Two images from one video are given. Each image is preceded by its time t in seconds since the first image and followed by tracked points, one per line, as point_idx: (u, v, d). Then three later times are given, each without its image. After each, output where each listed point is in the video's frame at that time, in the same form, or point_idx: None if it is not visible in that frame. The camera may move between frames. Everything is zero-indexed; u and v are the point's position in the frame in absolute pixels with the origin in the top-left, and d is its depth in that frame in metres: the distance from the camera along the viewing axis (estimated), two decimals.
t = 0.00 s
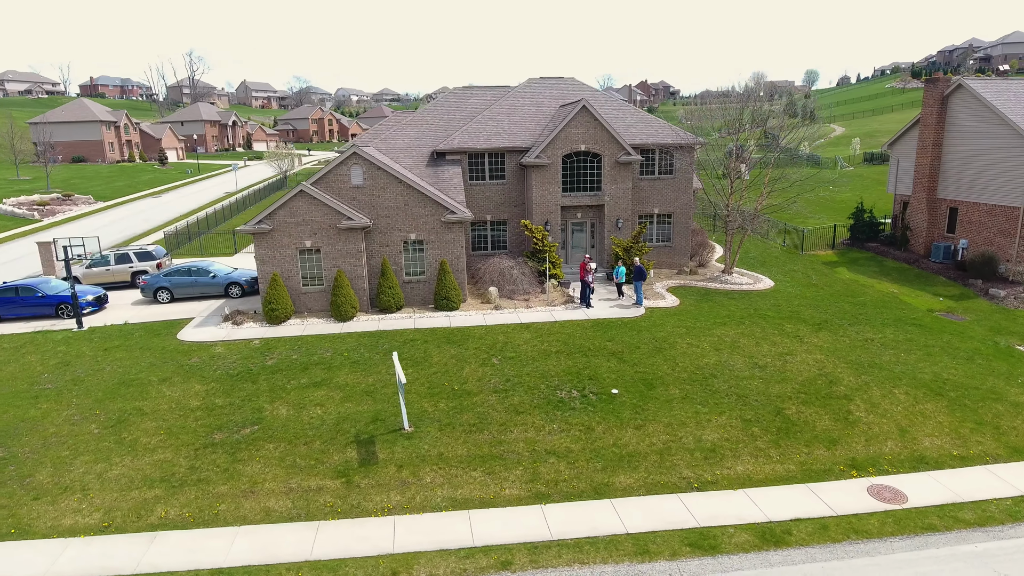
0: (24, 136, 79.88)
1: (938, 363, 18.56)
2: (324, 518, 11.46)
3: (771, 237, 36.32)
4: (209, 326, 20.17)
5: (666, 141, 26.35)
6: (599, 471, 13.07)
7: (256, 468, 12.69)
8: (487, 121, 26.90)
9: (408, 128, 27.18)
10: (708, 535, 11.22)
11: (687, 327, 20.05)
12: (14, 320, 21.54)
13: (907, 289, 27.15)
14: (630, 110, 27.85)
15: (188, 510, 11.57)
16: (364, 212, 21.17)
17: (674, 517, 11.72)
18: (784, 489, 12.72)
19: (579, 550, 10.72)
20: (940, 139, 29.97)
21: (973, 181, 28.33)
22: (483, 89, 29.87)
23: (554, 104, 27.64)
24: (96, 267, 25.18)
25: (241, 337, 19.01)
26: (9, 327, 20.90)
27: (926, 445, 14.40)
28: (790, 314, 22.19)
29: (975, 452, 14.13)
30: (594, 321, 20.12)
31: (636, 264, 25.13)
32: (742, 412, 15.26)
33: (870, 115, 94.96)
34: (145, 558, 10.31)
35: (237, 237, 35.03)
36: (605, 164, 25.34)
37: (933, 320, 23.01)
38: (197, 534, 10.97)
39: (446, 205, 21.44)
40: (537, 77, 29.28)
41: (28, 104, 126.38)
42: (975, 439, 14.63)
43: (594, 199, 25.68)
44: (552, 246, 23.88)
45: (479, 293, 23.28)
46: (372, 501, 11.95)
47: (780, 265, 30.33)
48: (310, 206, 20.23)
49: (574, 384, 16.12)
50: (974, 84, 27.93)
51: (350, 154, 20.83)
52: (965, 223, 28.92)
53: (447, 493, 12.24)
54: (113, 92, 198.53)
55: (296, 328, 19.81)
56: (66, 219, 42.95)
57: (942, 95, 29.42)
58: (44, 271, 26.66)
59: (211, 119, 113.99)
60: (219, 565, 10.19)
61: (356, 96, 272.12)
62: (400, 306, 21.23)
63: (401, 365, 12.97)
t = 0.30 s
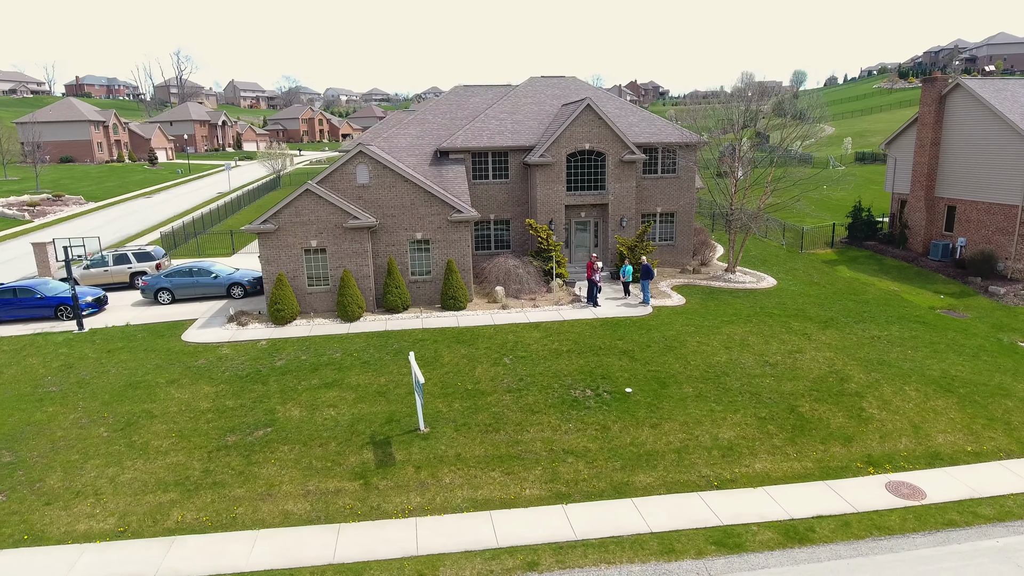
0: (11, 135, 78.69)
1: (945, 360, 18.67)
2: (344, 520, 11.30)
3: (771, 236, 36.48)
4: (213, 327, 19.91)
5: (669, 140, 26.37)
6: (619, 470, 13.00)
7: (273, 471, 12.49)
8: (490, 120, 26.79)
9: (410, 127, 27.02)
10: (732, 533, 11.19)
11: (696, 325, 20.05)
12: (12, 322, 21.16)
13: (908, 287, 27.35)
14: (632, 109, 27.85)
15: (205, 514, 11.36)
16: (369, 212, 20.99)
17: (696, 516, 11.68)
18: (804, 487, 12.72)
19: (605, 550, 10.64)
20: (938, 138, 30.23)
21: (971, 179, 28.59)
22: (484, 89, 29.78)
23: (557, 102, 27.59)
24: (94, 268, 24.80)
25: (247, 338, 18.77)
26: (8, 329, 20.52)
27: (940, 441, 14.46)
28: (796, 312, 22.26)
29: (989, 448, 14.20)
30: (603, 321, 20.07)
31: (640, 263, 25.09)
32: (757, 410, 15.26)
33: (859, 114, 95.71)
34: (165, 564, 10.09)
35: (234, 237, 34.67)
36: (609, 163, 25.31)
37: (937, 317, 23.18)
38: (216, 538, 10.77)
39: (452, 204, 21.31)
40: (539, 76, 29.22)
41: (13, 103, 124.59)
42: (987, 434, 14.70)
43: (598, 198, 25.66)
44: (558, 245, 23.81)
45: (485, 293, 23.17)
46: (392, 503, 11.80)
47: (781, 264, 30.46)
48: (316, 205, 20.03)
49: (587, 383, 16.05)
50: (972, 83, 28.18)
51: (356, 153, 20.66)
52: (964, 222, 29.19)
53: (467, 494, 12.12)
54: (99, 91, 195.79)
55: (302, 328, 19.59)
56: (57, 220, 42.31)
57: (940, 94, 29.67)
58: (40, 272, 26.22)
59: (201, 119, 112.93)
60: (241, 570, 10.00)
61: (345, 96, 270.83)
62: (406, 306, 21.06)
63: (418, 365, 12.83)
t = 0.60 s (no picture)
0: None
1: (949, 357, 18.83)
2: (362, 523, 11.14)
3: (767, 234, 36.69)
4: (215, 328, 19.62)
5: (669, 138, 26.42)
6: (635, 469, 12.95)
7: (287, 473, 12.30)
8: (491, 119, 26.68)
9: (410, 126, 26.85)
10: (754, 531, 11.17)
11: (702, 324, 20.08)
12: (6, 325, 20.72)
13: (905, 284, 27.61)
14: (632, 107, 27.86)
15: (220, 518, 11.16)
16: (373, 211, 20.81)
17: (716, 514, 11.65)
18: (820, 484, 12.75)
19: (628, 550, 10.58)
20: (932, 137, 30.55)
21: (966, 178, 28.91)
22: (483, 87, 29.67)
23: (557, 101, 27.53)
24: (89, 269, 24.35)
25: (250, 340, 18.50)
26: (2, 332, 20.07)
27: (950, 436, 14.56)
28: (799, 310, 22.37)
29: (999, 442, 14.32)
30: (609, 319, 20.03)
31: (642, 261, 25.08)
32: (768, 407, 15.29)
33: (846, 114, 96.67)
34: (182, 570, 9.87)
35: (229, 238, 34.24)
36: (610, 162, 25.29)
37: (936, 314, 23.40)
38: (234, 543, 10.56)
39: (456, 203, 21.18)
40: (538, 75, 29.17)
41: None
42: (996, 429, 14.83)
43: (600, 197, 25.63)
44: (561, 245, 23.74)
45: (489, 292, 23.09)
46: (411, 504, 11.66)
47: (779, 262, 30.63)
48: (319, 204, 19.81)
49: (598, 382, 15.99)
50: (966, 82, 28.50)
51: (359, 152, 20.48)
52: (958, 220, 29.53)
53: (485, 495, 12.01)
54: (82, 90, 192.77)
55: (306, 329, 19.36)
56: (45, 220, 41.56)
57: (934, 94, 29.98)
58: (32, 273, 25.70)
59: (187, 119, 111.68)
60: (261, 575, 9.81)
61: (332, 96, 269.27)
62: (411, 306, 20.90)
63: (432, 365, 12.71)
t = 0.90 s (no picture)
0: None
1: (952, 353, 19.01)
2: (382, 525, 10.99)
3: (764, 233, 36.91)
4: (217, 330, 19.33)
5: (669, 138, 26.48)
6: (652, 468, 12.91)
7: (302, 476, 12.12)
8: (491, 118, 26.56)
9: (410, 124, 26.67)
10: (776, 528, 11.18)
11: (708, 322, 20.12)
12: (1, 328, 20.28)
13: (903, 282, 27.87)
14: (632, 107, 27.90)
15: (237, 522, 10.95)
16: (377, 210, 20.63)
17: (737, 511, 11.64)
18: (836, 480, 12.79)
19: (652, 549, 10.53)
20: (927, 136, 30.90)
21: (961, 176, 29.24)
22: (482, 86, 29.58)
23: (557, 100, 27.50)
24: (84, 270, 23.92)
25: (254, 341, 18.24)
26: None
27: (959, 432, 14.68)
28: (801, 308, 22.49)
29: (1008, 437, 14.46)
30: (616, 318, 20.02)
31: (644, 260, 25.08)
32: (780, 405, 15.33)
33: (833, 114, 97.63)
34: None
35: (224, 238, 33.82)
36: (612, 161, 25.29)
37: (936, 311, 23.64)
38: (252, 547, 10.37)
39: (461, 202, 21.06)
40: (537, 74, 29.10)
41: None
42: (1004, 424, 14.97)
43: (601, 196, 25.62)
44: (564, 243, 23.70)
45: (493, 292, 22.98)
46: (430, 506, 11.53)
47: (778, 260, 30.81)
48: (323, 204, 19.60)
49: (609, 381, 15.95)
50: (961, 82, 28.85)
51: (363, 151, 20.31)
52: (953, 218, 29.88)
53: (504, 495, 11.91)
54: (65, 90, 189.87)
55: (311, 330, 19.14)
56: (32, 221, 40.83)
57: (929, 93, 30.33)
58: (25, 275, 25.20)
59: (174, 119, 110.38)
60: None
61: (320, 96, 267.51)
62: (416, 306, 20.75)
63: (448, 365, 12.60)
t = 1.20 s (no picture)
0: None
1: (955, 349, 19.19)
2: (403, 527, 10.85)
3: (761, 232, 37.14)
4: (221, 331, 19.06)
5: (669, 137, 26.54)
6: (669, 466, 12.87)
7: (318, 479, 11.95)
8: (492, 117, 26.46)
9: (410, 123, 26.50)
10: (797, 525, 11.18)
11: (714, 320, 20.17)
12: None
13: (900, 279, 28.13)
14: (632, 106, 27.92)
15: (254, 527, 10.76)
16: (381, 210, 20.48)
17: (757, 509, 11.63)
18: (852, 476, 12.83)
19: (676, 548, 10.48)
20: (921, 135, 31.23)
21: (956, 175, 29.57)
22: (481, 85, 29.48)
23: (557, 99, 27.45)
24: (80, 272, 23.49)
25: (259, 343, 17.99)
26: None
27: (969, 427, 14.80)
28: (804, 306, 22.61)
29: (1017, 432, 14.59)
30: (622, 317, 20.02)
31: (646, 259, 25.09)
32: (792, 402, 15.37)
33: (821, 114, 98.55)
34: None
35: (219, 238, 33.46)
36: (614, 160, 25.29)
37: (935, 308, 23.87)
38: (272, 552, 10.18)
39: (466, 201, 20.95)
40: (537, 73, 29.05)
41: None
42: (1012, 419, 15.11)
43: (603, 195, 25.61)
44: (566, 242, 23.66)
45: (497, 291, 22.88)
46: (450, 508, 11.41)
47: (776, 259, 30.99)
48: (328, 203, 19.40)
49: (621, 379, 15.92)
50: (955, 81, 29.18)
51: (366, 150, 20.16)
52: (948, 216, 30.21)
53: (524, 496, 11.81)
54: (47, 90, 186.99)
55: (316, 331, 18.93)
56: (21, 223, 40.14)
57: (923, 93, 30.67)
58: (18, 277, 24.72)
59: (160, 119, 109.07)
60: None
61: (307, 96, 265.77)
62: (421, 306, 20.59)
63: (464, 365, 12.49)
